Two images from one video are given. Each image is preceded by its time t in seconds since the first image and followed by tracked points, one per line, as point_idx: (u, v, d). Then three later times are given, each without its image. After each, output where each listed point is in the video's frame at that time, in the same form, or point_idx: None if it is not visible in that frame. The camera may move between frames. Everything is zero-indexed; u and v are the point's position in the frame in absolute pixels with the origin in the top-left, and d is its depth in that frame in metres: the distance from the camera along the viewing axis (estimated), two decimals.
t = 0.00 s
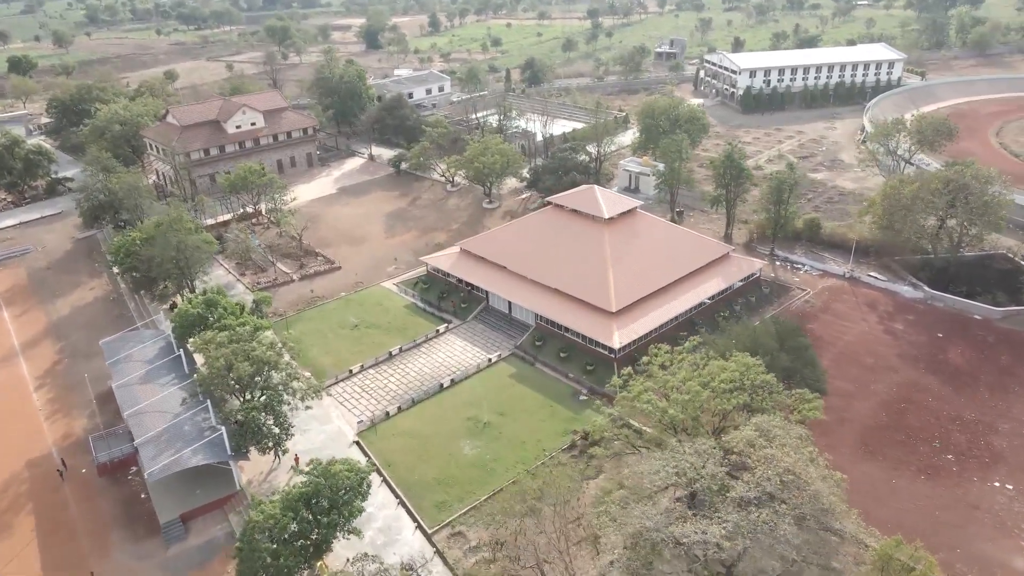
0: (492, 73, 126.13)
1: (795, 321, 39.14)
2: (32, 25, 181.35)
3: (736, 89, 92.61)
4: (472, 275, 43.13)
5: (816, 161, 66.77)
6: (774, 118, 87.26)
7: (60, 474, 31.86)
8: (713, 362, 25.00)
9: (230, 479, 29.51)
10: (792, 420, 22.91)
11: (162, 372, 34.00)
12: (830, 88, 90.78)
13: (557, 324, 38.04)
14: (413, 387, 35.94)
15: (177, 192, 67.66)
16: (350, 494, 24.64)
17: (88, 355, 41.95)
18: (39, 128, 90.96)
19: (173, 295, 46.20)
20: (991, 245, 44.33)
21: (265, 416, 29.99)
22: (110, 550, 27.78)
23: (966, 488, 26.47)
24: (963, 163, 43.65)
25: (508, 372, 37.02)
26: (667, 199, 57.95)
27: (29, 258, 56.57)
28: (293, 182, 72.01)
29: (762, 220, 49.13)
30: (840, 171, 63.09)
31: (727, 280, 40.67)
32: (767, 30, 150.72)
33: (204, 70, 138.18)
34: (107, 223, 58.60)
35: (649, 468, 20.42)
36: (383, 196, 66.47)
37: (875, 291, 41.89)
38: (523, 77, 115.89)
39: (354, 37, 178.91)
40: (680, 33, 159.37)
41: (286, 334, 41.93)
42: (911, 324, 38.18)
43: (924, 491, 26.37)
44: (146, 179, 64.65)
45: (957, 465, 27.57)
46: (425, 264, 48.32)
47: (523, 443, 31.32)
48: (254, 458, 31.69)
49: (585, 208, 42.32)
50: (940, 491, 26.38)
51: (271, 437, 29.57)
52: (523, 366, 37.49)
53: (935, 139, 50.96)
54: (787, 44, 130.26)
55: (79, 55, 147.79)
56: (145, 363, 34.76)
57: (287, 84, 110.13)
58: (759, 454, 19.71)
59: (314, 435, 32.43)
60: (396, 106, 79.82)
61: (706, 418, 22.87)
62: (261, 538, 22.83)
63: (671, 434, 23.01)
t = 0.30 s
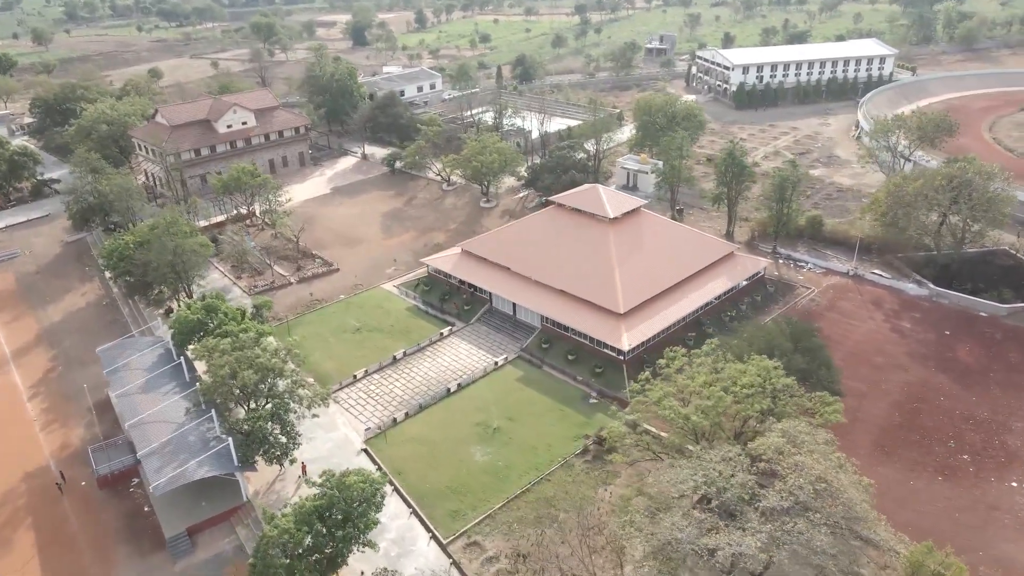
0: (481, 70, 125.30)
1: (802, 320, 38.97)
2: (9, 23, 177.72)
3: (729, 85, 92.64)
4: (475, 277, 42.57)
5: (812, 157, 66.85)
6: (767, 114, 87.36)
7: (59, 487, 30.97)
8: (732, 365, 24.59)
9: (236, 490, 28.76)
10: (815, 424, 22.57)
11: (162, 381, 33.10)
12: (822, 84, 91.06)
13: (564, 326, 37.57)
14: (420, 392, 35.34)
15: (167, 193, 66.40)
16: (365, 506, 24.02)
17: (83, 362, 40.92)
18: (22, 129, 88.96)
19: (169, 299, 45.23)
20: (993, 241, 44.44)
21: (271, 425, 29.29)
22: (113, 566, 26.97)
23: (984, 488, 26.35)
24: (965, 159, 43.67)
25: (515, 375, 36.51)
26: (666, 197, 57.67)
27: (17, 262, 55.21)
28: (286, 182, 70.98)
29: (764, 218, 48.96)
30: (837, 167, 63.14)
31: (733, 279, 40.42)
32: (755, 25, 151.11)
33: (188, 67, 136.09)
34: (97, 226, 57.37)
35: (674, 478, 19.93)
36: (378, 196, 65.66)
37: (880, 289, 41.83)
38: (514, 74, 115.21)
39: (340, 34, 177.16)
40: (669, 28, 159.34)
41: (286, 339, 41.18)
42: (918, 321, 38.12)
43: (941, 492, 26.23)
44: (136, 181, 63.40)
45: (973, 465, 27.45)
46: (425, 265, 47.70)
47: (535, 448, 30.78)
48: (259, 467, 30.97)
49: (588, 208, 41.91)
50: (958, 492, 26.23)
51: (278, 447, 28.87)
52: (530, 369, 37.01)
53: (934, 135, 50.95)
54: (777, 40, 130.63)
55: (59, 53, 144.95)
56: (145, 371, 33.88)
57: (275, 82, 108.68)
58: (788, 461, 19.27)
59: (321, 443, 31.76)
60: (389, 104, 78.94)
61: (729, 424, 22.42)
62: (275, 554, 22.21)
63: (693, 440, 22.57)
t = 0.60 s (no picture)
0: (472, 66, 124.42)
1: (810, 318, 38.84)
2: None
3: (722, 81, 92.65)
4: (479, 277, 42.09)
5: (808, 154, 66.92)
6: (761, 110, 87.49)
7: (60, 500, 30.11)
8: (752, 368, 24.29)
9: (246, 501, 28.12)
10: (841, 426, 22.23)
11: (164, 389, 32.28)
12: (815, 80, 91.33)
13: (572, 327, 37.19)
14: (428, 397, 34.83)
15: (159, 194, 65.20)
16: (382, 517, 23.42)
17: (79, 368, 39.97)
18: (6, 129, 87.08)
19: (165, 303, 44.33)
20: (995, 237, 44.55)
21: (280, 433, 28.64)
22: None
23: (1003, 488, 26.27)
24: (967, 155, 43.72)
25: (524, 378, 36.07)
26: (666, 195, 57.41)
27: (5, 266, 53.89)
28: (280, 181, 69.99)
29: (766, 215, 48.84)
30: (835, 163, 63.23)
31: (740, 278, 40.24)
32: (744, 21, 151.40)
33: (173, 65, 134.11)
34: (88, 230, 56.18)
35: (704, 485, 19.52)
36: (374, 196, 64.91)
37: (885, 286, 41.83)
38: (506, 71, 114.59)
39: (327, 30, 175.40)
40: (658, 24, 159.27)
41: (288, 343, 40.48)
42: (925, 318, 38.12)
43: (961, 492, 26.11)
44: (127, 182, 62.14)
45: (991, 463, 27.37)
46: (427, 266, 47.14)
47: (548, 453, 30.35)
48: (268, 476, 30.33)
49: (593, 208, 41.54)
50: (977, 492, 26.14)
51: (288, 455, 28.21)
52: (539, 371, 36.61)
53: (932, 131, 51.19)
54: (766, 35, 130.97)
55: (39, 51, 142.23)
56: (147, 379, 33.03)
57: (264, 80, 107.25)
58: (822, 466, 18.88)
59: (331, 451, 31.21)
60: (382, 102, 78.09)
61: (755, 427, 22.06)
62: (293, 567, 21.66)
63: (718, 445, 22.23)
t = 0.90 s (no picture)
0: (460, 63, 123.58)
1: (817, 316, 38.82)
2: None
3: (714, 76, 92.79)
4: (484, 278, 41.62)
5: (804, 149, 67.08)
6: (753, 105, 87.72)
7: (64, 513, 29.32)
8: (774, 368, 24.05)
9: (258, 511, 27.50)
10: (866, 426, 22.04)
11: (169, 397, 31.53)
12: (806, 75, 91.68)
13: (581, 327, 36.86)
14: (438, 400, 34.37)
15: (150, 195, 63.95)
16: (402, 526, 22.89)
17: (76, 376, 38.99)
18: None
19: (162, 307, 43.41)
20: (995, 231, 44.81)
21: (292, 441, 28.05)
22: None
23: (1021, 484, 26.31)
24: (968, 150, 43.88)
25: (534, 380, 35.70)
26: (665, 192, 57.24)
27: None
28: (273, 181, 69.00)
29: (768, 211, 48.80)
30: (831, 158, 63.42)
31: (746, 275, 40.13)
32: (732, 16, 151.77)
33: (156, 63, 131.75)
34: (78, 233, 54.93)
35: (735, 489, 19.20)
36: (370, 195, 64.15)
37: (890, 281, 41.95)
38: (496, 67, 113.88)
39: (311, 27, 173.41)
40: (646, 19, 159.21)
41: (291, 347, 39.82)
42: (930, 313, 38.23)
43: (981, 490, 26.12)
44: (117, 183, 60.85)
45: (1007, 460, 27.42)
46: (429, 266, 46.59)
47: (563, 455, 30.04)
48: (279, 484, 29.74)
49: (598, 206, 41.19)
50: (996, 489, 26.16)
51: (300, 464, 27.62)
52: (548, 373, 36.26)
53: (929, 126, 51.44)
54: (755, 30, 131.29)
55: (15, 49, 139.15)
56: (150, 386, 32.24)
57: (251, 78, 105.68)
58: (857, 468, 18.63)
59: (342, 457, 30.67)
60: (375, 100, 77.22)
61: (781, 429, 21.80)
62: None
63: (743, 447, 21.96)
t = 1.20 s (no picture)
0: (445, 60, 122.67)
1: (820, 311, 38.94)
2: None
3: (702, 72, 93.05)
4: (485, 278, 41.16)
5: (795, 145, 67.42)
6: (741, 100, 88.08)
7: (64, 527, 28.47)
8: (791, 366, 23.89)
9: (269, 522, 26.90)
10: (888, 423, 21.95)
11: (171, 406, 30.73)
12: (793, 70, 92.23)
13: (586, 327, 36.59)
14: (445, 403, 33.92)
15: (136, 197, 62.59)
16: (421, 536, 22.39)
17: (69, 385, 37.91)
18: None
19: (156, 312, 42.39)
20: (990, 225, 45.24)
21: (301, 450, 27.44)
22: None
23: None
24: (964, 144, 44.20)
25: (541, 381, 35.37)
26: (660, 189, 57.11)
27: None
28: (261, 181, 67.86)
29: (765, 207, 48.90)
30: (823, 153, 63.80)
31: (748, 271, 40.14)
32: (715, 12, 152.31)
33: (133, 61, 129.18)
34: (63, 237, 53.53)
35: (764, 492, 18.98)
36: (362, 194, 63.34)
37: (890, 276, 42.24)
38: (482, 64, 113.08)
39: (291, 24, 171.11)
40: (629, 15, 159.20)
41: (291, 351, 39.12)
42: (931, 307, 38.50)
43: (995, 485, 26.25)
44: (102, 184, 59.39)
45: (1018, 454, 27.61)
46: (427, 267, 46.05)
47: (575, 457, 29.75)
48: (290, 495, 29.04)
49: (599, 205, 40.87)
50: (1009, 484, 26.28)
51: (310, 472, 27.01)
52: (555, 373, 35.95)
53: (921, 121, 51.86)
54: (739, 25, 131.83)
55: None
56: (150, 396, 31.42)
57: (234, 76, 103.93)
58: (886, 468, 18.47)
59: (351, 465, 30.12)
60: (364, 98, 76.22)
61: (805, 428, 21.57)
62: None
63: (766, 448, 21.79)
